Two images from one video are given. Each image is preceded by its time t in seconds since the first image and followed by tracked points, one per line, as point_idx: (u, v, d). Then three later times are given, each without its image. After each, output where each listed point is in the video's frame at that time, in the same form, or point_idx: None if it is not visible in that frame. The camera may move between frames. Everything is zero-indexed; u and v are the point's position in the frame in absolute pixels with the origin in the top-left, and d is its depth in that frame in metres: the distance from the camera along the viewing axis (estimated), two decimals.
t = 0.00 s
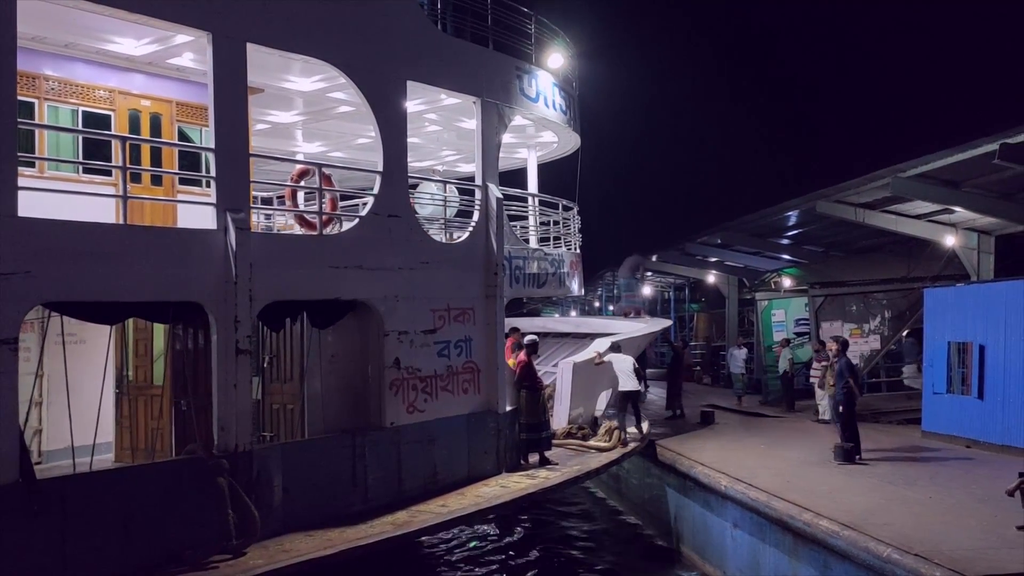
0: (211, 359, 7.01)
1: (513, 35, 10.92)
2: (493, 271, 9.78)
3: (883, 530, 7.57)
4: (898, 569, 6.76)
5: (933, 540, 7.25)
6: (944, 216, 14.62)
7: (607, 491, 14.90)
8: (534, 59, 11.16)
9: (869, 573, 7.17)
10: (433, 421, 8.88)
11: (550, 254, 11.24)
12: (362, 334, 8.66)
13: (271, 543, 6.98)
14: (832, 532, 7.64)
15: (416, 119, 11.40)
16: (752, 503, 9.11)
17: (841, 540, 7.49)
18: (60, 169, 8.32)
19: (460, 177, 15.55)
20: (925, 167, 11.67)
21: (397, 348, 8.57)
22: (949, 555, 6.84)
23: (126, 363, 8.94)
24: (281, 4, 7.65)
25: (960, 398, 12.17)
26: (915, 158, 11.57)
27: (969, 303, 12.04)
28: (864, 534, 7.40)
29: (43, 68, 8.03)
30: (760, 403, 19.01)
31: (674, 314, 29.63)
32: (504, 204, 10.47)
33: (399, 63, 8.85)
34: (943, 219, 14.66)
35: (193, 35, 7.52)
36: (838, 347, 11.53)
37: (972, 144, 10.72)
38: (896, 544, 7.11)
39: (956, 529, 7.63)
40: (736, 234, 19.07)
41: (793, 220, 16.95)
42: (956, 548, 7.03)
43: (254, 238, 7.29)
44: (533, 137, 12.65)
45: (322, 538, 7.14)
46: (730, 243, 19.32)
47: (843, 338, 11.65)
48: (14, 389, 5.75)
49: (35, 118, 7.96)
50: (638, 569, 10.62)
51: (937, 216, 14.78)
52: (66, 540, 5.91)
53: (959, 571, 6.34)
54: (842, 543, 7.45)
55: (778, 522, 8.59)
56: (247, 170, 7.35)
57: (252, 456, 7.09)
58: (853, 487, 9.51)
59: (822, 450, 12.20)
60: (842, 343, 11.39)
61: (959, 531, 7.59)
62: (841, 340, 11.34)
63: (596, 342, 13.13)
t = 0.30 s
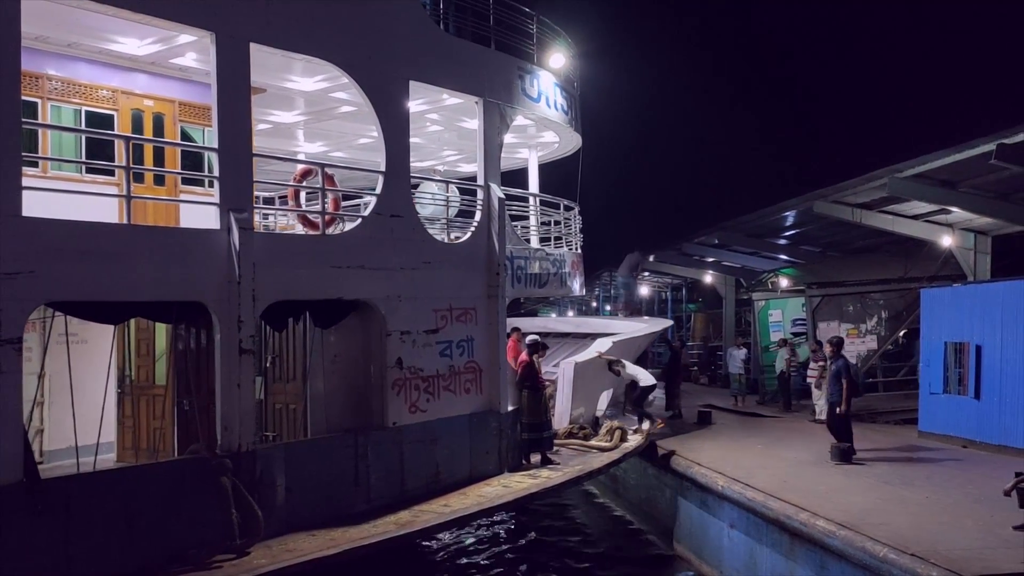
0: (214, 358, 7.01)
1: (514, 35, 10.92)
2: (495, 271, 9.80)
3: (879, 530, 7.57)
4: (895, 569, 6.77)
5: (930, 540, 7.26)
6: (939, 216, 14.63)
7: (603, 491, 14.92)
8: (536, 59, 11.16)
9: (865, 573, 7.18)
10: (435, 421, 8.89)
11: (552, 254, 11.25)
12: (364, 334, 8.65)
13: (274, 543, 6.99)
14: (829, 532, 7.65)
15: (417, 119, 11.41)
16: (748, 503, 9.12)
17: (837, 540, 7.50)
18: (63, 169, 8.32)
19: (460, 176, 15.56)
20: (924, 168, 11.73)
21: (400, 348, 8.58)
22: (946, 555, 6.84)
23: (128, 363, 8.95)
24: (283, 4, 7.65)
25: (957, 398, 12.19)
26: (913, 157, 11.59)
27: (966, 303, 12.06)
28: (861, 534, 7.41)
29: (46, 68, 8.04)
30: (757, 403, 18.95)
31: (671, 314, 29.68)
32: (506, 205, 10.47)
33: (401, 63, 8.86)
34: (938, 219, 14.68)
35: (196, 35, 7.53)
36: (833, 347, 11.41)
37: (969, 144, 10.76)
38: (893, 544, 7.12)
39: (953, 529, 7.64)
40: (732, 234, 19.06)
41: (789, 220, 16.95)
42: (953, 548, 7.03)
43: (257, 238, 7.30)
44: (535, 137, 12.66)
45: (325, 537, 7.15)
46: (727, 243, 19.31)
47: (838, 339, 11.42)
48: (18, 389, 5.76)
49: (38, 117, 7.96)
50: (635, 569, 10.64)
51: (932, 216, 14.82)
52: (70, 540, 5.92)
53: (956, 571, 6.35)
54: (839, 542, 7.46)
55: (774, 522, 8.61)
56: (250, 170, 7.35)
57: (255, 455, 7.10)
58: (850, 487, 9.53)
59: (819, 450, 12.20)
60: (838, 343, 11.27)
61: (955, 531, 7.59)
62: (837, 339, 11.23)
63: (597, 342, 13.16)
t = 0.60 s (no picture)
0: (219, 357, 7.02)
1: (517, 35, 10.94)
2: (498, 270, 9.79)
3: (877, 530, 7.57)
4: (893, 569, 6.76)
5: (929, 540, 7.26)
6: (936, 215, 14.64)
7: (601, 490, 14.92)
8: (537, 58, 11.16)
9: (863, 572, 7.18)
10: (438, 420, 8.89)
11: (554, 253, 11.25)
12: (367, 333, 8.64)
13: (279, 542, 7.00)
14: (826, 532, 7.65)
15: (420, 118, 11.42)
16: (746, 503, 9.13)
17: (835, 540, 7.50)
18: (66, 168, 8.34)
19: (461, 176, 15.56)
20: (922, 167, 11.77)
21: (403, 347, 8.58)
22: (945, 554, 6.84)
23: (131, 362, 8.95)
24: (287, 3, 7.66)
25: (954, 397, 12.20)
26: (912, 157, 11.61)
27: (963, 303, 12.08)
28: (859, 534, 7.41)
29: (50, 67, 8.05)
30: (756, 403, 18.88)
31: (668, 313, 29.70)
32: (508, 204, 10.47)
33: (404, 63, 8.86)
34: (935, 218, 14.69)
35: (201, 35, 7.53)
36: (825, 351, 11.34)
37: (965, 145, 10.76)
38: (892, 543, 7.11)
39: (951, 528, 7.64)
40: (730, 234, 19.07)
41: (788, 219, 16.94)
42: (951, 547, 7.03)
43: (261, 237, 7.30)
44: (537, 137, 12.66)
45: (329, 537, 7.15)
46: (725, 243, 19.31)
47: (829, 340, 11.42)
48: (24, 389, 5.76)
49: (41, 117, 7.97)
50: (634, 568, 10.65)
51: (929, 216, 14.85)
52: (75, 539, 5.92)
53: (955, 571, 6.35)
54: (837, 542, 7.46)
55: (772, 521, 8.61)
56: (255, 170, 7.36)
57: (258, 455, 7.11)
58: (848, 486, 9.55)
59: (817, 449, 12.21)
60: (831, 344, 11.29)
61: (953, 530, 7.59)
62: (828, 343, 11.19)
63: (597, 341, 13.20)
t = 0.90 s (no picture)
0: (224, 355, 7.03)
1: (521, 33, 10.93)
2: (502, 269, 9.79)
3: (876, 528, 7.58)
4: (892, 567, 6.76)
5: (928, 538, 7.27)
6: (935, 214, 14.61)
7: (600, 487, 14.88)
8: (541, 57, 11.17)
9: (861, 570, 7.20)
10: (442, 419, 8.90)
11: (558, 252, 11.25)
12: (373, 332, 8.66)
13: (284, 540, 7.01)
14: (826, 530, 7.65)
15: (423, 117, 11.42)
16: (745, 502, 9.14)
17: (834, 538, 7.51)
18: (71, 166, 8.36)
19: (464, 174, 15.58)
20: (919, 165, 11.69)
21: (407, 346, 8.59)
22: (943, 552, 6.85)
23: (136, 361, 8.96)
24: (292, 2, 7.66)
25: (953, 395, 12.21)
26: (910, 156, 11.62)
27: (963, 301, 12.08)
28: (858, 532, 7.42)
29: (55, 66, 8.06)
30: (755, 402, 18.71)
31: (667, 312, 29.72)
32: (512, 203, 10.47)
33: (409, 62, 8.87)
34: (933, 217, 14.68)
35: (206, 34, 7.54)
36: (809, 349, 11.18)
37: (967, 143, 10.69)
38: (891, 541, 7.12)
39: (950, 526, 7.66)
40: (729, 232, 19.08)
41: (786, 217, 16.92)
42: (950, 546, 7.04)
43: (266, 235, 7.32)
44: (540, 135, 12.67)
45: (334, 535, 7.16)
46: (725, 241, 19.30)
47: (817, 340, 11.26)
48: (30, 387, 5.78)
49: (47, 115, 7.98)
50: (633, 566, 10.68)
51: (928, 214, 14.82)
52: (81, 538, 5.93)
53: (954, 569, 6.35)
54: (836, 541, 7.46)
55: (771, 520, 8.63)
56: (260, 168, 7.37)
57: (264, 454, 7.12)
58: (848, 484, 9.56)
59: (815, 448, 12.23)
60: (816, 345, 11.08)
61: (953, 529, 7.59)
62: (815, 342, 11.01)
63: (601, 340, 13.23)
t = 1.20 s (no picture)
0: (230, 353, 7.03)
1: (525, 31, 10.93)
2: (506, 266, 9.80)
3: (877, 525, 7.58)
4: (891, 564, 6.77)
5: (928, 535, 7.28)
6: (935, 211, 14.58)
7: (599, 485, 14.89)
8: (545, 54, 11.16)
9: (861, 567, 7.21)
10: (446, 416, 8.90)
11: (561, 249, 11.26)
12: (376, 328, 8.65)
13: (290, 537, 7.02)
14: (826, 527, 7.66)
15: (426, 114, 11.42)
16: (745, 499, 9.15)
17: (834, 535, 7.52)
18: (76, 164, 8.36)
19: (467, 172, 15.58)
20: (920, 162, 11.65)
21: (412, 343, 8.60)
22: (943, 549, 6.86)
23: (141, 358, 8.97)
24: None
25: (953, 392, 12.22)
26: (910, 153, 11.62)
27: (962, 298, 12.08)
28: (858, 529, 7.43)
29: (60, 64, 8.07)
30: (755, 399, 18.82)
31: (667, 309, 29.75)
32: (516, 200, 10.48)
33: (413, 60, 8.87)
34: (933, 214, 14.64)
35: (211, 31, 7.54)
36: (803, 344, 11.14)
37: (966, 140, 10.66)
38: (891, 538, 7.13)
39: (951, 524, 7.67)
40: (728, 229, 19.08)
41: (785, 215, 16.87)
42: (950, 543, 7.04)
43: (272, 233, 7.32)
44: (543, 133, 12.67)
45: (340, 532, 7.17)
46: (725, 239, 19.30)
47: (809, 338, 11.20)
48: (37, 385, 5.79)
49: (52, 113, 7.99)
50: (632, 564, 10.70)
51: (928, 211, 14.76)
52: (88, 535, 5.94)
53: (954, 566, 6.35)
54: (836, 538, 7.47)
55: (771, 517, 8.64)
56: (265, 166, 7.38)
57: (270, 451, 7.13)
58: (848, 481, 9.57)
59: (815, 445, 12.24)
60: (808, 343, 11.02)
61: (952, 526, 7.59)
62: (807, 338, 11.02)
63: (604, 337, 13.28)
